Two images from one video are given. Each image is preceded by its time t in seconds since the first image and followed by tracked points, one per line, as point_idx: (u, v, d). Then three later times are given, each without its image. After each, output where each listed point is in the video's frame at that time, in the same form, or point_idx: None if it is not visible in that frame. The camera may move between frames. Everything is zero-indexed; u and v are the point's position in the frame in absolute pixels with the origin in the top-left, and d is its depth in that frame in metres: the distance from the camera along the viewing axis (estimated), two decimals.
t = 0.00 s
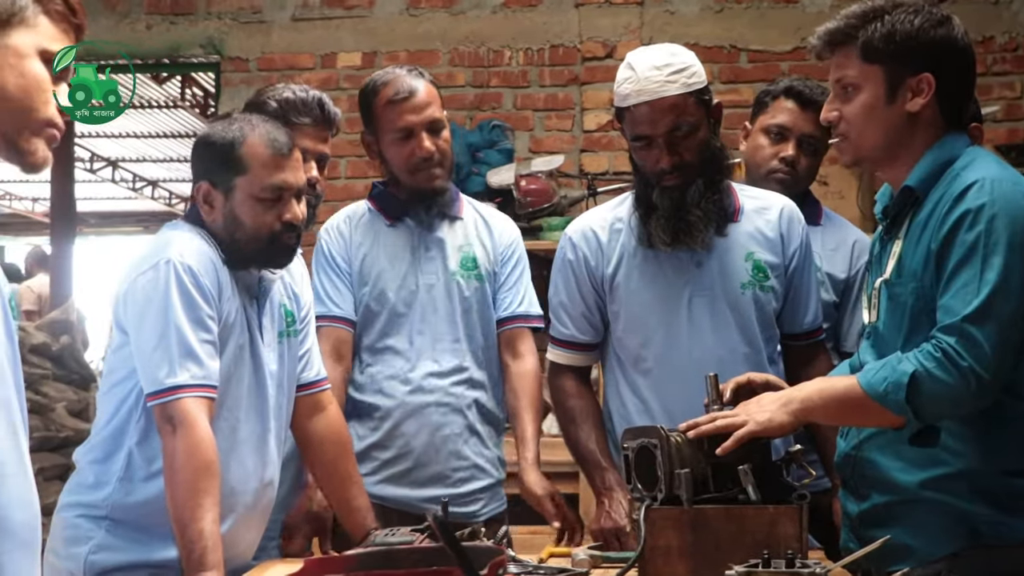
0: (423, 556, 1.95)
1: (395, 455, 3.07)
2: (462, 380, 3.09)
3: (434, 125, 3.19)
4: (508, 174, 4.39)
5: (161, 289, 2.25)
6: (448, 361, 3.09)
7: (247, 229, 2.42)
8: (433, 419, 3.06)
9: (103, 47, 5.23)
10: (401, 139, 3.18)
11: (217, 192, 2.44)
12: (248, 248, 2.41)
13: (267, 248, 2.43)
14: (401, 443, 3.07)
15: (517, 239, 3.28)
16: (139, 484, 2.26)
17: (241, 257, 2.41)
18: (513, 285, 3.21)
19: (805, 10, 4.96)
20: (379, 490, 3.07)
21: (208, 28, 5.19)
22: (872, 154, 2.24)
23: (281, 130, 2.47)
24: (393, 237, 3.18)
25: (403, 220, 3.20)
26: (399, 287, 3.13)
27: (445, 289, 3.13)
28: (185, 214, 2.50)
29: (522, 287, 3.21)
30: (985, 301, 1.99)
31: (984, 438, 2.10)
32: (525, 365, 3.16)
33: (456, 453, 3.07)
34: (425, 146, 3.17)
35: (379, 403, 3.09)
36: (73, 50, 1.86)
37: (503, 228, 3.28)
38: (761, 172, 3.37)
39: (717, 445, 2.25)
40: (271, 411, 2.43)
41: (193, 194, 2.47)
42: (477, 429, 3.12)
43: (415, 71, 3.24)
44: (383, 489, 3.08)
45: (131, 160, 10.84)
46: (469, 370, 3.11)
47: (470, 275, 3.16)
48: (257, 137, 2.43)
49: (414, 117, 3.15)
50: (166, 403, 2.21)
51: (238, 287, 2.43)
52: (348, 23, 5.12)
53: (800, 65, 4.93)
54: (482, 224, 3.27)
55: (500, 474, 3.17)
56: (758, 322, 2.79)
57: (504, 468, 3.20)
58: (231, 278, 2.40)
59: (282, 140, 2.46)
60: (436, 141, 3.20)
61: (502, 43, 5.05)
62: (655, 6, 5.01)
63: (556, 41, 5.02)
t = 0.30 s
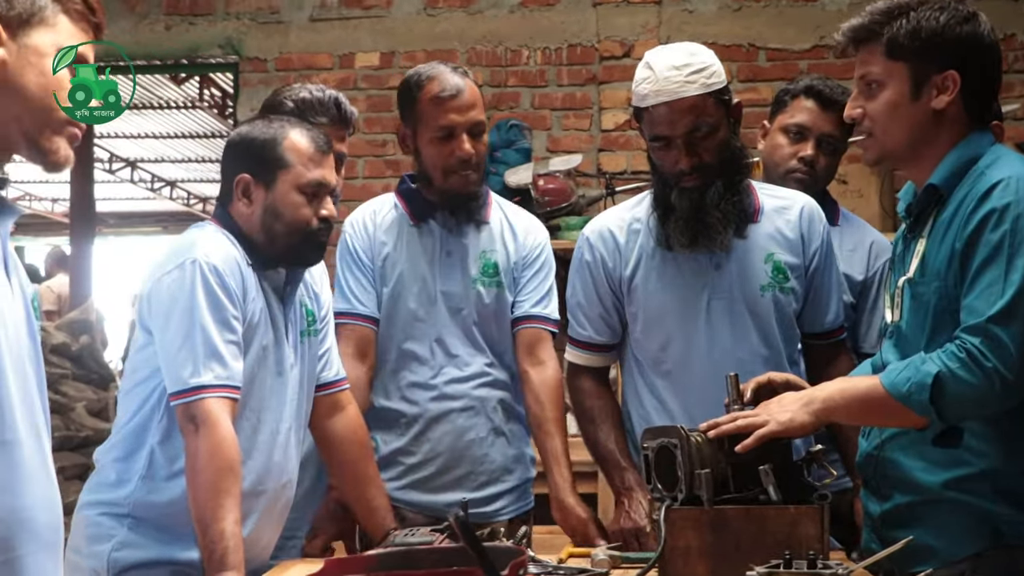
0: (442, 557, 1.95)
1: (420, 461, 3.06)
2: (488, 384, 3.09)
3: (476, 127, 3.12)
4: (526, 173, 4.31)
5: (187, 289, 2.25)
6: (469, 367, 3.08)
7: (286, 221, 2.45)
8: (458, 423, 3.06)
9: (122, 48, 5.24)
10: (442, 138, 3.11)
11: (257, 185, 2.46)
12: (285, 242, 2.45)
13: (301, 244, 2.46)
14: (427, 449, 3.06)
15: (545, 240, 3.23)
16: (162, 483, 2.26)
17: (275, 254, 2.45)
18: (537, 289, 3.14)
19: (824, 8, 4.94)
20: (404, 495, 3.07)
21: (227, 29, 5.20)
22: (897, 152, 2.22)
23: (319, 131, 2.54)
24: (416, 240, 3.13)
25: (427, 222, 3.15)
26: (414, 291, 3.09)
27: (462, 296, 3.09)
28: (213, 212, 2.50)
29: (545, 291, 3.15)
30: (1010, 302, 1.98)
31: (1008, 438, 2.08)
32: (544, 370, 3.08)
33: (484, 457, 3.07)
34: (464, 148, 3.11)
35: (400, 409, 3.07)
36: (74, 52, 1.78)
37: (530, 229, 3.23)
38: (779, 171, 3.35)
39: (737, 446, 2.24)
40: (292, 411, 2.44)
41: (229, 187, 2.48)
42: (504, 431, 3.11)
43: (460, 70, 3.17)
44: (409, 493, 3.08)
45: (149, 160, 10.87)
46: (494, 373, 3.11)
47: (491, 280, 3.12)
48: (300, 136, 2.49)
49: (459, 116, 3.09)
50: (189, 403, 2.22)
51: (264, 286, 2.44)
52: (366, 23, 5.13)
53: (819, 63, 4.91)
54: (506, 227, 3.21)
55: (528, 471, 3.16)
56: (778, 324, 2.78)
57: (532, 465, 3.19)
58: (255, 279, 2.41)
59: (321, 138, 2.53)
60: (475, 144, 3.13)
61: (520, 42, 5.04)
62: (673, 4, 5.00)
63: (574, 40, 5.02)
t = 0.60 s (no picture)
0: (459, 556, 1.94)
1: (455, 472, 3.04)
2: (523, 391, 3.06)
3: (524, 141, 3.03)
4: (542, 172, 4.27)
5: (214, 289, 2.25)
6: (505, 374, 3.04)
7: (314, 220, 2.47)
8: (492, 432, 3.03)
9: (139, 49, 5.26)
10: (488, 150, 3.03)
11: (286, 183, 2.49)
12: (312, 240, 2.48)
13: (328, 242, 2.49)
14: (463, 456, 3.04)
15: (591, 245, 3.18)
16: (186, 482, 2.27)
17: (303, 252, 2.48)
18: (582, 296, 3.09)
19: (841, 6, 4.93)
20: (439, 501, 3.05)
21: (243, 29, 5.21)
22: (918, 151, 2.21)
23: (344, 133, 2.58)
24: (454, 245, 3.10)
25: (467, 226, 3.11)
26: (444, 295, 3.07)
27: (501, 302, 3.06)
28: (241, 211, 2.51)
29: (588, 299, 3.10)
30: None
31: None
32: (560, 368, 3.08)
33: (523, 466, 3.04)
34: (510, 162, 3.03)
35: (435, 417, 3.06)
36: (73, 51, 1.75)
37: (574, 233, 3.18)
38: (797, 170, 3.34)
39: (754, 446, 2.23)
40: (311, 412, 2.44)
41: (257, 186, 2.50)
42: (541, 439, 3.08)
43: (511, 79, 3.08)
44: (444, 499, 3.06)
45: (166, 160, 10.90)
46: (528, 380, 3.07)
47: (532, 286, 3.08)
48: (328, 138, 2.53)
49: (507, 130, 3.00)
50: (213, 402, 2.22)
51: (290, 287, 2.46)
52: (381, 23, 5.13)
53: (835, 62, 4.90)
54: (550, 230, 3.16)
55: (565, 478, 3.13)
56: (796, 328, 2.75)
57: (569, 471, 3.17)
58: (281, 280, 2.42)
59: (348, 141, 2.57)
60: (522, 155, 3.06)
61: (536, 42, 5.04)
62: (689, 3, 4.99)
63: (590, 39, 5.01)
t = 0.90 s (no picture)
0: (477, 558, 1.96)
1: (480, 474, 3.03)
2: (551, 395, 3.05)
3: (545, 143, 3.03)
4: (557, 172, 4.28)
5: (235, 290, 2.26)
6: (533, 377, 3.04)
7: (339, 221, 2.48)
8: (522, 436, 3.03)
9: (154, 50, 5.27)
10: (509, 153, 3.03)
11: (312, 182, 2.49)
12: (337, 239, 2.49)
13: (352, 243, 2.50)
14: (492, 461, 3.03)
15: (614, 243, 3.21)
16: (206, 482, 2.28)
17: (327, 251, 2.49)
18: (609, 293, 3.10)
19: (856, 5, 4.92)
20: (469, 508, 3.03)
21: (258, 30, 5.22)
22: (947, 156, 2.21)
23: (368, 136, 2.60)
24: (479, 246, 3.10)
25: (492, 228, 3.12)
26: (466, 300, 3.07)
27: (531, 306, 3.06)
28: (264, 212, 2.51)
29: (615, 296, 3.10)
30: None
31: None
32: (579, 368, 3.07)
33: (552, 468, 3.03)
34: (531, 164, 3.03)
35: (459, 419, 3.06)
36: (72, 51, 1.71)
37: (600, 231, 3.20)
38: (816, 171, 3.33)
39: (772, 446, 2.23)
40: (330, 411, 2.45)
41: (284, 183, 2.51)
42: (570, 441, 3.07)
43: (532, 81, 3.07)
44: (474, 505, 3.04)
45: (181, 161, 10.94)
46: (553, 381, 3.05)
47: (559, 285, 3.09)
48: (353, 141, 2.55)
49: (528, 132, 3.00)
50: (232, 403, 2.22)
51: (310, 288, 2.46)
52: (396, 24, 5.14)
53: (850, 61, 4.89)
54: (575, 228, 3.18)
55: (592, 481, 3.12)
56: (812, 338, 2.67)
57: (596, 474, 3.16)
58: (301, 280, 2.42)
59: (371, 143, 2.60)
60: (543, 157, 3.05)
61: (551, 42, 5.04)
62: (704, 3, 4.98)
63: (604, 39, 5.01)
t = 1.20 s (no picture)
0: (493, 558, 1.96)
1: (495, 474, 3.03)
2: (565, 392, 3.04)
3: (547, 139, 3.02)
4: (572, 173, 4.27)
5: (250, 291, 2.26)
6: (548, 376, 3.03)
7: (355, 219, 2.48)
8: (540, 435, 3.02)
9: (170, 51, 5.29)
10: (511, 151, 3.03)
11: (329, 179, 2.50)
12: (353, 238, 2.49)
13: (367, 241, 2.50)
14: (508, 464, 3.03)
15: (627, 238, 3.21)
16: (222, 480, 2.29)
17: (343, 251, 2.49)
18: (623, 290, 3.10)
19: (872, 5, 4.90)
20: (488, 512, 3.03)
21: (273, 31, 5.23)
22: (978, 159, 2.21)
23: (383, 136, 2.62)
24: (491, 246, 3.10)
25: (502, 227, 3.11)
26: (478, 309, 3.07)
27: (544, 303, 3.06)
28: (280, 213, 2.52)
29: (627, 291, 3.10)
30: None
31: None
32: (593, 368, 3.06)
33: (569, 468, 3.03)
34: (533, 161, 3.02)
35: (473, 419, 3.06)
36: (74, 51, 1.70)
37: (613, 227, 3.19)
38: (831, 170, 3.32)
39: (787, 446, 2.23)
40: (344, 410, 2.45)
41: (302, 181, 2.50)
42: (582, 441, 3.07)
43: (532, 78, 3.07)
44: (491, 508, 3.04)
45: (196, 161, 10.97)
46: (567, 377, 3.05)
47: (571, 282, 3.09)
48: (370, 142, 2.56)
49: (527, 129, 2.99)
50: (249, 403, 2.23)
51: (324, 288, 2.47)
52: (411, 24, 5.15)
53: (866, 61, 4.88)
54: (587, 227, 3.17)
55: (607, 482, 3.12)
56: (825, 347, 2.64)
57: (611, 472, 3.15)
58: (315, 280, 2.42)
59: (388, 145, 2.61)
60: (546, 154, 3.04)
61: (565, 42, 5.04)
62: (719, 2, 4.97)
63: (619, 39, 5.00)
